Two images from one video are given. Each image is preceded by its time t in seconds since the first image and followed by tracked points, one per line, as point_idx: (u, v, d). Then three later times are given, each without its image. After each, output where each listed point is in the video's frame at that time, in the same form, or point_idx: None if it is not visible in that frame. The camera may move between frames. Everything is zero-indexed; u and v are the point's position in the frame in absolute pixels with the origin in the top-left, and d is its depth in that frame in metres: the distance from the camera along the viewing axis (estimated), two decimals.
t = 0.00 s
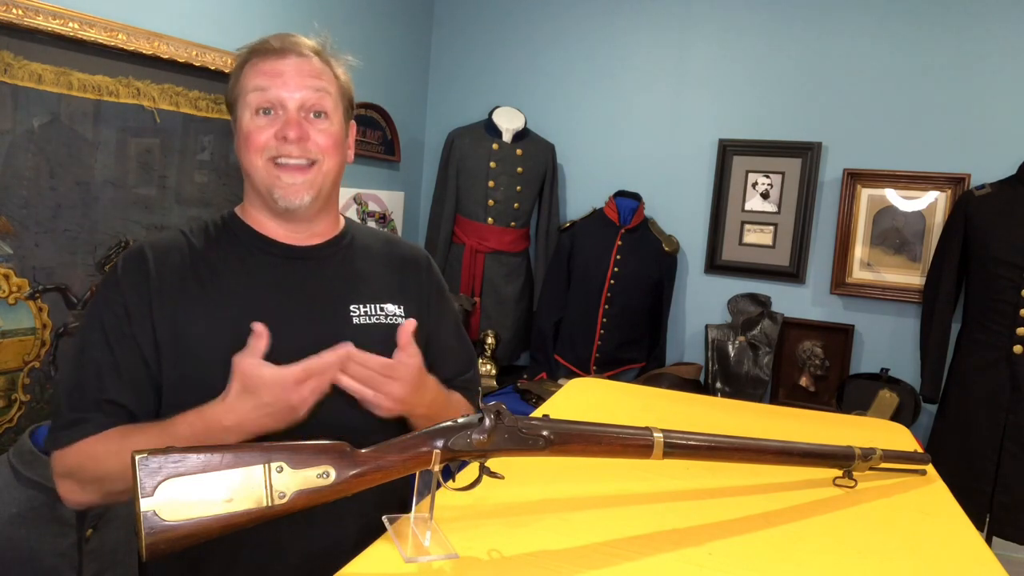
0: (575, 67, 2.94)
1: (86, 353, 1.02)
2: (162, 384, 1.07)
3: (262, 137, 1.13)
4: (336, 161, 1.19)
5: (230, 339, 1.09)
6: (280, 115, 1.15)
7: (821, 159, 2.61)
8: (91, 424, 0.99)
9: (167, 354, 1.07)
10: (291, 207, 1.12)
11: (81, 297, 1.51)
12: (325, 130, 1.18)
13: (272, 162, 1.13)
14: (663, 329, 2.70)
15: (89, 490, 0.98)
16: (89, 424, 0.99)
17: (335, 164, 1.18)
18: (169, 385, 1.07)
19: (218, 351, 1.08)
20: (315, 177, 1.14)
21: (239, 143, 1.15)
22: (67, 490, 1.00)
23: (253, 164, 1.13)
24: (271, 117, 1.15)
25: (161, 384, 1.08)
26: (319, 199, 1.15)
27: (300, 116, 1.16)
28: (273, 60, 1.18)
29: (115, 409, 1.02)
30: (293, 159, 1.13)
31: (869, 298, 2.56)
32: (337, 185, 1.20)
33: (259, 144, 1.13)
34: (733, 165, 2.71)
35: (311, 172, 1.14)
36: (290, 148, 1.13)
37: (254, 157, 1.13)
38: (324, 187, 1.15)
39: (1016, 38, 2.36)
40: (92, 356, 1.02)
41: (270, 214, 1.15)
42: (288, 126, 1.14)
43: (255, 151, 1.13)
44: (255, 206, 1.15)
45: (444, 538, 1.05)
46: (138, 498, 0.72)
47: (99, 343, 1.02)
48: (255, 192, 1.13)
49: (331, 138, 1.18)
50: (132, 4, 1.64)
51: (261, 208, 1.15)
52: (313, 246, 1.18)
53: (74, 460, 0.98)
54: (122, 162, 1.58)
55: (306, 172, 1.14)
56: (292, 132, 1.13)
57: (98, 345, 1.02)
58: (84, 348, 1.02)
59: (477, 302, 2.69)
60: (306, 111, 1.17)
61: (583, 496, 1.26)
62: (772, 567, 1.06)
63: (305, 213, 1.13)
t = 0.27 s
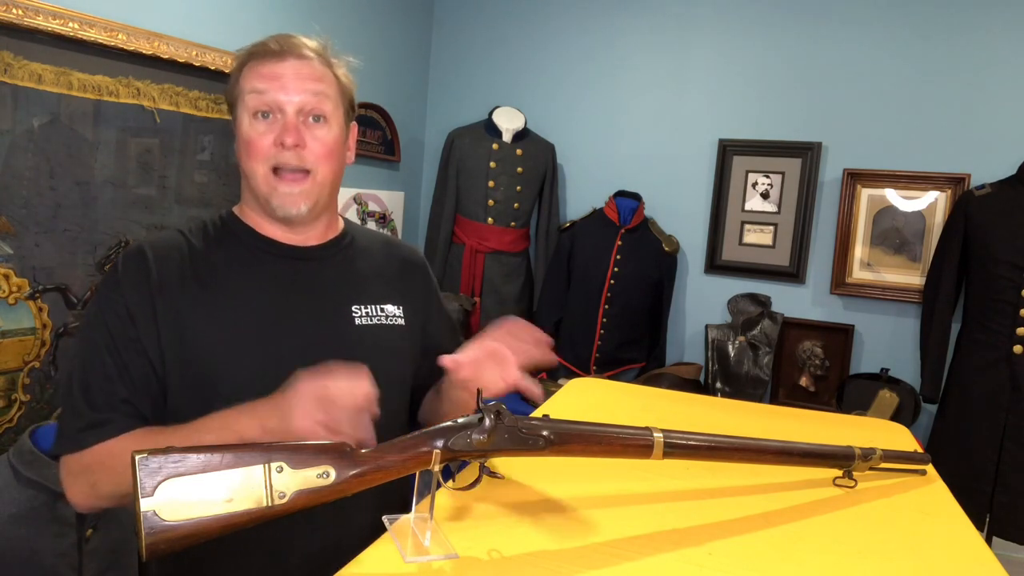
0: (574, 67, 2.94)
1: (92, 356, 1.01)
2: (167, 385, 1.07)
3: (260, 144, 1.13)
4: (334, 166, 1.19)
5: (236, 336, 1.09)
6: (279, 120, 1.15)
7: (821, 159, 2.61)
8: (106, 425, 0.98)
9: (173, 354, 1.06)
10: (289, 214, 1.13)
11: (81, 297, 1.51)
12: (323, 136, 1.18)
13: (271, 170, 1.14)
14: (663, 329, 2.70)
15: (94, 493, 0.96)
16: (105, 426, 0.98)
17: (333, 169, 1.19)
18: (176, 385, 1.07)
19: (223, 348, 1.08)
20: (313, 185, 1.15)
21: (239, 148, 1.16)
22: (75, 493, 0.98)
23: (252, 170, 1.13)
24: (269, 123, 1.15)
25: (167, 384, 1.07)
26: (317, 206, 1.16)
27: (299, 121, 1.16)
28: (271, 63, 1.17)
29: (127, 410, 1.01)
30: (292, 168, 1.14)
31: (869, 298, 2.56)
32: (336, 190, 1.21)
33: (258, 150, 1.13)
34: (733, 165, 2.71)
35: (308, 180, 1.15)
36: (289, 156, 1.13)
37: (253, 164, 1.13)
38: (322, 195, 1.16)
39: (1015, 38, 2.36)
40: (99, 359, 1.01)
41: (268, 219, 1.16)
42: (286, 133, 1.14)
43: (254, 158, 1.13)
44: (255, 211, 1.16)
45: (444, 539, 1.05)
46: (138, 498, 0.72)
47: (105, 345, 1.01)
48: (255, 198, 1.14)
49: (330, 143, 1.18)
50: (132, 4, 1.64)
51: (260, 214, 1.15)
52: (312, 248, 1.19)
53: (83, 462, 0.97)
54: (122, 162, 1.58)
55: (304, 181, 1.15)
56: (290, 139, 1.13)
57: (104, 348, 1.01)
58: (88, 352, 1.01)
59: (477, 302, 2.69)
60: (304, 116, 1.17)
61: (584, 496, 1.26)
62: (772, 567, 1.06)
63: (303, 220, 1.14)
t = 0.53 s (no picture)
0: (574, 67, 2.94)
1: (104, 355, 1.01)
2: (181, 384, 1.07)
3: (262, 142, 1.13)
4: (337, 166, 1.19)
5: (246, 335, 1.09)
6: (281, 119, 1.15)
7: (821, 159, 2.61)
8: (119, 426, 0.98)
9: (185, 354, 1.06)
10: (288, 210, 1.12)
11: (81, 297, 1.51)
12: (325, 136, 1.18)
13: (272, 166, 1.13)
14: (663, 329, 2.70)
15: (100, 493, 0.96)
16: (118, 427, 0.98)
17: (335, 169, 1.18)
18: (187, 385, 1.07)
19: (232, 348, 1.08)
20: (314, 182, 1.14)
21: (241, 147, 1.16)
22: (86, 493, 0.98)
23: (252, 167, 1.13)
24: (272, 122, 1.15)
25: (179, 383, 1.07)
26: (318, 204, 1.14)
27: (301, 120, 1.16)
28: (276, 64, 1.18)
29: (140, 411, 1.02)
30: (292, 165, 1.13)
31: (869, 298, 2.56)
32: (338, 190, 1.20)
33: (258, 147, 1.13)
34: (733, 165, 2.71)
35: (309, 178, 1.14)
36: (289, 154, 1.12)
37: (254, 161, 1.13)
38: (323, 193, 1.15)
39: (1015, 39, 2.36)
40: (112, 359, 1.01)
41: (269, 218, 1.15)
42: (287, 131, 1.14)
43: (255, 155, 1.13)
44: (257, 209, 1.16)
45: (444, 539, 1.05)
46: (138, 498, 0.72)
47: (118, 345, 1.01)
48: (255, 195, 1.13)
49: (332, 143, 1.18)
50: (132, 4, 1.64)
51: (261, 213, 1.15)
52: (314, 247, 1.18)
53: (94, 464, 0.97)
54: (122, 162, 1.58)
55: (305, 178, 1.14)
56: (291, 136, 1.13)
57: (117, 347, 1.01)
58: (102, 350, 1.01)
59: (477, 302, 2.69)
60: (307, 116, 1.17)
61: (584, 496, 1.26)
62: (772, 567, 1.06)
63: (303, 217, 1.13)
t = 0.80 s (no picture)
0: (574, 67, 2.94)
1: (108, 356, 1.00)
2: (183, 386, 1.07)
3: (270, 142, 1.13)
4: (344, 167, 1.18)
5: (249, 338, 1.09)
6: (289, 120, 1.15)
7: (821, 159, 2.61)
8: (120, 428, 0.97)
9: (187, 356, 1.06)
10: (295, 210, 1.12)
11: (81, 297, 1.51)
12: (333, 136, 1.18)
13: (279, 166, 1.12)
14: (663, 328, 2.70)
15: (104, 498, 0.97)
16: (118, 429, 0.97)
17: (343, 170, 1.18)
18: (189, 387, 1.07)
19: (235, 350, 1.08)
20: (321, 182, 1.14)
21: (249, 147, 1.16)
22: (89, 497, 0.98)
23: (261, 167, 1.13)
24: (280, 122, 1.15)
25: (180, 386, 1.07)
26: (325, 204, 1.14)
27: (309, 121, 1.16)
28: (285, 65, 1.18)
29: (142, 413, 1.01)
30: (300, 164, 1.12)
31: (869, 298, 2.56)
32: (345, 191, 1.20)
33: (267, 148, 1.13)
34: (733, 165, 2.71)
35: (317, 178, 1.13)
36: (297, 154, 1.12)
37: (262, 160, 1.13)
38: (331, 193, 1.15)
39: (1015, 39, 2.36)
40: (115, 360, 1.00)
41: (276, 218, 1.15)
42: (295, 131, 1.14)
43: (263, 155, 1.13)
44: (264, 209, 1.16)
45: (444, 539, 1.05)
46: (138, 498, 0.72)
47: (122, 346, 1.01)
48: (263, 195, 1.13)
49: (339, 144, 1.18)
50: (132, 4, 1.64)
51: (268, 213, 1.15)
52: (321, 248, 1.19)
53: (96, 471, 0.96)
54: (122, 162, 1.58)
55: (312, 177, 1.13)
56: (300, 137, 1.13)
57: (120, 348, 1.01)
58: (104, 352, 1.00)
59: (477, 302, 2.69)
60: (315, 116, 1.17)
61: (584, 496, 1.26)
62: (772, 567, 1.06)
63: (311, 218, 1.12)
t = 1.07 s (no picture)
0: (574, 67, 2.94)
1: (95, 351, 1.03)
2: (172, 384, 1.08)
3: (281, 147, 1.14)
4: (354, 171, 1.19)
5: (239, 338, 1.09)
6: (300, 124, 1.15)
7: (821, 159, 2.61)
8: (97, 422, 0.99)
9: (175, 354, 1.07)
10: (306, 215, 1.13)
11: (81, 297, 1.50)
12: (343, 141, 1.18)
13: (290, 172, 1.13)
14: (663, 328, 2.70)
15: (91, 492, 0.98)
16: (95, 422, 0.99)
17: (353, 175, 1.18)
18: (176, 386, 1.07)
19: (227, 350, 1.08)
20: (332, 189, 1.14)
21: (258, 151, 1.16)
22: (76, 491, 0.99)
23: (272, 172, 1.13)
24: (290, 127, 1.15)
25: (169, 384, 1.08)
26: (335, 210, 1.15)
27: (320, 126, 1.16)
28: (294, 67, 1.18)
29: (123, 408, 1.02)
30: (311, 170, 1.13)
31: (869, 298, 2.56)
32: (353, 195, 1.20)
33: (279, 153, 1.13)
34: (733, 165, 2.71)
35: (327, 184, 1.14)
36: (309, 160, 1.13)
37: (273, 166, 1.13)
38: (341, 199, 1.16)
39: (1015, 38, 2.36)
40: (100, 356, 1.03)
41: (285, 222, 1.16)
42: (307, 136, 1.14)
43: (274, 161, 1.13)
44: (274, 213, 1.16)
45: (444, 538, 1.05)
46: (138, 498, 0.72)
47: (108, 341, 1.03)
48: (273, 200, 1.14)
49: (349, 149, 1.19)
50: (132, 4, 1.64)
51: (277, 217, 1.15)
52: (330, 249, 1.19)
53: (81, 465, 0.97)
54: (122, 162, 1.58)
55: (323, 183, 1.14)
56: (311, 143, 1.14)
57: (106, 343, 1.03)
58: (96, 347, 1.03)
59: (477, 301, 2.69)
60: (326, 121, 1.17)
61: (584, 496, 1.26)
62: (772, 567, 1.06)
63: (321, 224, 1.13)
